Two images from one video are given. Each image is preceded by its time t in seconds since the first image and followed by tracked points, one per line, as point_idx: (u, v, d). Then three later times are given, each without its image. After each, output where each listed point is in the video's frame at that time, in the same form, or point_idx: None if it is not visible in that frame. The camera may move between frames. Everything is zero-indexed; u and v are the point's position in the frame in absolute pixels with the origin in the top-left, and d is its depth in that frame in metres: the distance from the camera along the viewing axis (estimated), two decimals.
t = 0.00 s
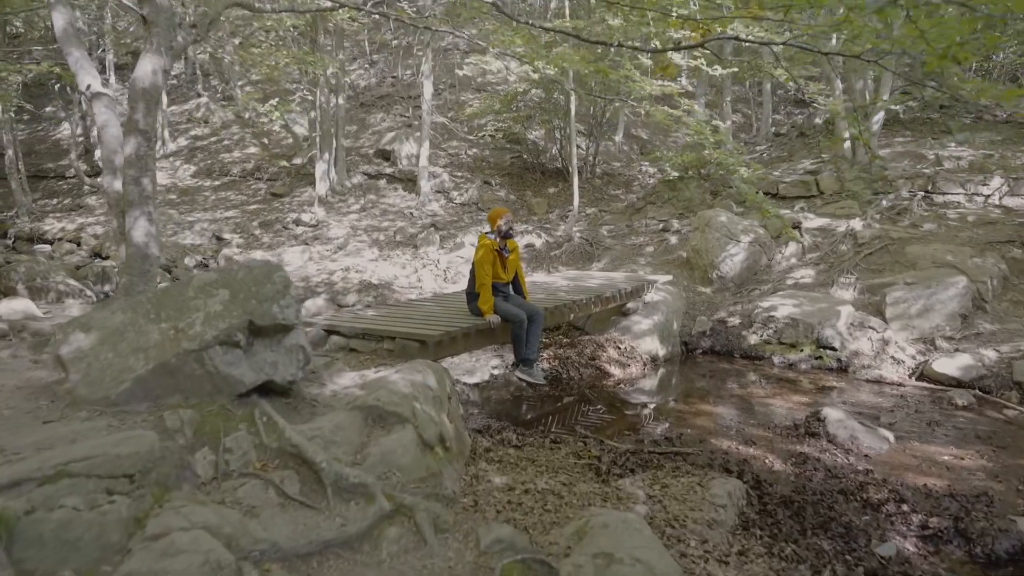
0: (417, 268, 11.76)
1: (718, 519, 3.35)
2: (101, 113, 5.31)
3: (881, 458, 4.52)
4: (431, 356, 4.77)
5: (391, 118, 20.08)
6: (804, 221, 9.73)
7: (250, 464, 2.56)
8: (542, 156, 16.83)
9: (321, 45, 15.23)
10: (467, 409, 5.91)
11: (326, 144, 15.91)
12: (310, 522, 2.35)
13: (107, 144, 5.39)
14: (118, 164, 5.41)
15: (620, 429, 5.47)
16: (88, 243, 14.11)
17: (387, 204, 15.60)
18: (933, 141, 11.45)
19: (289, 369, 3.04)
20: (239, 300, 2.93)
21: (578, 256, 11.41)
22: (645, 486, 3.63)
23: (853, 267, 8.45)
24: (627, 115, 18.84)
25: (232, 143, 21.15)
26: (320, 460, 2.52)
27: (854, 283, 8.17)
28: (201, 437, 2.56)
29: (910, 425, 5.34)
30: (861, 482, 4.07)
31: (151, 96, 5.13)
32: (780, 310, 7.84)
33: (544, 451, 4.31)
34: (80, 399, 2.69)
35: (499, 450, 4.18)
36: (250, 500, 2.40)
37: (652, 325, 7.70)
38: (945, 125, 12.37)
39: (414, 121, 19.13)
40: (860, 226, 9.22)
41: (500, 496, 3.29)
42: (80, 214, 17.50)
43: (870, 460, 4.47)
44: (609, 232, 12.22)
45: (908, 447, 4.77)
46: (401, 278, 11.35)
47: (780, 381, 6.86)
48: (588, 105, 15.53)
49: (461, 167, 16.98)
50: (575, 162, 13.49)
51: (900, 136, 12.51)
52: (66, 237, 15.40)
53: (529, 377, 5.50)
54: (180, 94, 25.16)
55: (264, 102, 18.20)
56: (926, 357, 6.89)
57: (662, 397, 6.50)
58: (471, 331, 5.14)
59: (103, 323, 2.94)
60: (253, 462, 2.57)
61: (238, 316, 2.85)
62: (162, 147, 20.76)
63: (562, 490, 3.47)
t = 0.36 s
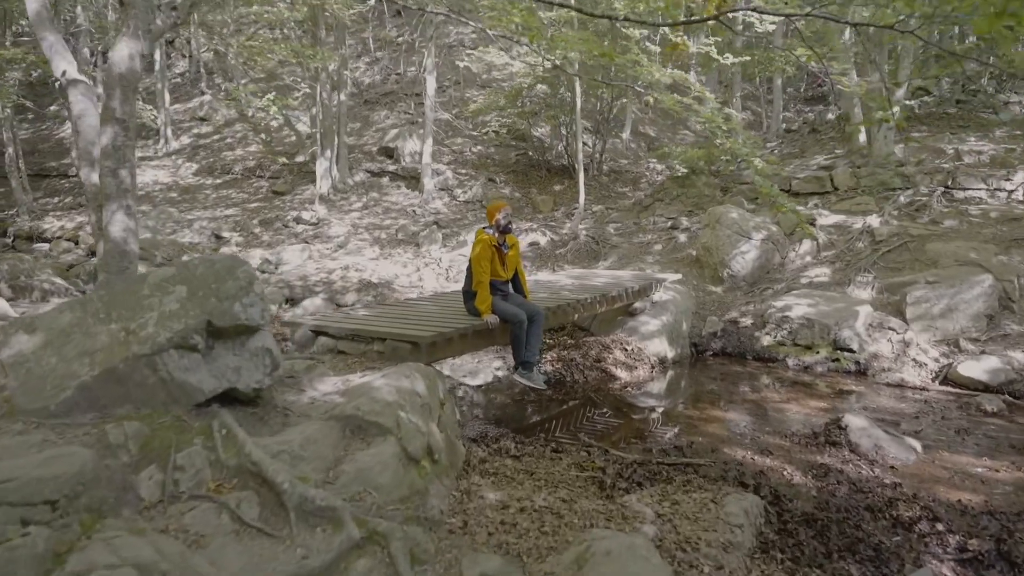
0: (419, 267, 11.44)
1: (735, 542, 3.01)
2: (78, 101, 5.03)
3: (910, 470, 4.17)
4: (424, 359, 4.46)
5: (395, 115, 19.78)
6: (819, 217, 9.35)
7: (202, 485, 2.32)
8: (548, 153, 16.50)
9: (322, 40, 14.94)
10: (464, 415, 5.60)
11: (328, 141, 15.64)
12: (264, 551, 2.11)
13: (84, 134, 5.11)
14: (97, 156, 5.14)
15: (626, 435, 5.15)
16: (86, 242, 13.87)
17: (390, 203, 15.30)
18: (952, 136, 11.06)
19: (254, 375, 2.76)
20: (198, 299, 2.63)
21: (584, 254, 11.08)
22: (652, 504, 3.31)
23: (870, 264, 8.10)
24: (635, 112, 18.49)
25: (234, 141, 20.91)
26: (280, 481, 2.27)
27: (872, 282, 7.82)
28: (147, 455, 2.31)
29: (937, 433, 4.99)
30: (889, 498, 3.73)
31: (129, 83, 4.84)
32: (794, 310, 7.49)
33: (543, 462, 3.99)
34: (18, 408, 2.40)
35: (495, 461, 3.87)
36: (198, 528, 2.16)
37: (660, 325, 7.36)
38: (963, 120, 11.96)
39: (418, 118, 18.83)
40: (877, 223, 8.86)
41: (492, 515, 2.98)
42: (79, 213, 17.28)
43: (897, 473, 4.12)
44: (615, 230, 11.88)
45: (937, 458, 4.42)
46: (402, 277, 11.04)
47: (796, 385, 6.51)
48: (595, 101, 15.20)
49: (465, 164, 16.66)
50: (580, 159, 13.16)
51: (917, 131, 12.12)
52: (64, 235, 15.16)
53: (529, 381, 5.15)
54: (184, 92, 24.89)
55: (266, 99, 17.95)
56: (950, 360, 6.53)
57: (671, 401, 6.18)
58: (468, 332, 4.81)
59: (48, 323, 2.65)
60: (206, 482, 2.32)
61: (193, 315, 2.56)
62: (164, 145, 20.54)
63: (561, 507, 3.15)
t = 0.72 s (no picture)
0: (420, 265, 11.13)
1: (756, 565, 2.68)
2: (52, 85, 4.75)
3: (944, 483, 3.83)
4: (417, 360, 4.12)
5: (399, 111, 19.47)
6: (836, 212, 8.99)
7: (140, 507, 2.18)
8: (554, 150, 16.17)
9: (323, 32, 14.64)
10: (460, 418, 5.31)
11: (329, 136, 15.36)
12: None
13: (58, 120, 4.82)
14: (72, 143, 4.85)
15: (632, 440, 4.83)
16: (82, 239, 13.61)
17: (392, 199, 15.00)
18: (971, 130, 10.66)
19: (206, 376, 2.67)
20: (144, 292, 2.58)
21: (590, 252, 10.76)
22: (661, 521, 2.98)
23: (889, 261, 7.74)
24: (642, 108, 18.13)
25: (237, 138, 20.65)
26: (228, 502, 2.12)
27: (891, 280, 7.46)
28: (78, 469, 2.20)
29: (966, 441, 4.65)
30: (923, 514, 3.39)
31: (104, 64, 4.54)
32: (811, 309, 7.12)
33: (543, 473, 3.67)
34: None
35: (489, 471, 3.56)
36: (130, 559, 2.00)
37: (669, 324, 7.03)
38: (982, 114, 11.56)
39: (422, 114, 18.52)
40: (896, 218, 8.49)
41: (481, 535, 2.68)
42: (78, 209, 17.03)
43: (930, 486, 3.78)
44: (622, 227, 11.54)
45: (972, 469, 4.06)
46: (402, 274, 10.74)
47: (811, 388, 6.17)
48: (602, 96, 14.86)
49: (469, 161, 16.33)
50: (586, 154, 12.82)
51: (934, 126, 11.72)
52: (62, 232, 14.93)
53: (534, 384, 4.81)
54: (188, 89, 24.64)
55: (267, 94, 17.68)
56: (976, 363, 6.18)
57: (679, 403, 5.87)
58: (463, 331, 4.49)
59: None
60: (144, 503, 2.20)
61: (139, 311, 2.48)
62: (167, 141, 20.30)
63: (559, 526, 2.85)
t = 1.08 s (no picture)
0: (426, 264, 10.83)
1: None
2: (27, 72, 4.48)
3: (988, 500, 3.49)
4: (410, 362, 3.79)
5: (406, 108, 19.18)
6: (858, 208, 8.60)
7: (62, 544, 1.99)
8: (564, 147, 15.83)
9: (327, 27, 14.35)
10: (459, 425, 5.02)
11: (335, 134, 15.10)
12: None
13: (34, 108, 4.55)
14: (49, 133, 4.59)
15: (643, 449, 4.52)
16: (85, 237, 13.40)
17: (399, 198, 14.71)
18: (998, 124, 10.23)
19: (153, 385, 2.43)
20: (79, 288, 2.38)
21: (600, 251, 10.44)
22: (677, 546, 2.67)
23: (914, 260, 7.36)
24: (654, 105, 17.75)
25: (244, 136, 20.44)
26: (163, 540, 1.82)
27: (917, 280, 7.09)
28: None
29: (1007, 452, 4.30)
30: (968, 538, 3.06)
31: (80, 48, 4.27)
32: (833, 309, 6.76)
33: (545, 488, 3.38)
34: None
35: (487, 487, 3.27)
36: None
37: (683, 325, 6.70)
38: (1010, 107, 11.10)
39: (430, 111, 18.22)
40: (921, 214, 8.10)
41: (474, 565, 2.39)
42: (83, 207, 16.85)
43: (972, 503, 3.44)
44: (634, 225, 11.18)
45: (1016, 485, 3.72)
46: (407, 273, 10.45)
47: (833, 393, 5.82)
48: (613, 91, 14.50)
49: (478, 158, 15.99)
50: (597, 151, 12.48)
51: (958, 120, 11.28)
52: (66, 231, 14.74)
53: (534, 389, 4.45)
54: (196, 87, 24.45)
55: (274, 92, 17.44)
56: (1011, 367, 5.80)
57: (693, 408, 5.55)
58: (462, 332, 4.17)
59: None
60: (67, 538, 2.01)
61: (72, 313, 2.28)
62: (174, 140, 20.12)
63: (561, 553, 2.55)
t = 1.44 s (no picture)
0: (423, 263, 10.54)
1: None
2: None
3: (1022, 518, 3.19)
4: (392, 368, 3.54)
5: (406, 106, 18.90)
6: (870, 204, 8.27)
7: None
8: (566, 144, 15.52)
9: (324, 22, 14.05)
10: (449, 433, 4.73)
11: (333, 131, 14.83)
12: None
13: None
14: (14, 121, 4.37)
15: (645, 459, 4.24)
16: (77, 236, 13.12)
17: (397, 196, 14.43)
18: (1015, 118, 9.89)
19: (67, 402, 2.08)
20: None
21: (602, 250, 10.15)
22: None
23: (929, 258, 7.04)
24: (657, 103, 17.45)
25: (242, 135, 20.18)
26: None
27: (933, 279, 6.77)
28: None
29: None
30: (1006, 566, 2.77)
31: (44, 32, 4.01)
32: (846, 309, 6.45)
33: (536, 506, 3.10)
34: None
35: (472, 506, 3.00)
36: None
37: (687, 327, 6.40)
38: None
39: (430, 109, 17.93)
40: (935, 211, 7.78)
41: None
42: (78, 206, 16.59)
43: (1005, 521, 3.15)
44: (637, 223, 10.87)
45: None
46: (404, 273, 10.16)
47: (845, 399, 5.52)
48: (616, 87, 14.19)
49: (478, 156, 15.63)
50: (599, 148, 12.18)
51: (972, 115, 10.95)
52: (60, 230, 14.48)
53: (525, 396, 4.23)
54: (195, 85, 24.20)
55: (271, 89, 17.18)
56: None
57: (698, 414, 5.26)
58: (450, 335, 3.91)
59: None
60: None
61: None
62: (172, 138, 19.86)
63: None
